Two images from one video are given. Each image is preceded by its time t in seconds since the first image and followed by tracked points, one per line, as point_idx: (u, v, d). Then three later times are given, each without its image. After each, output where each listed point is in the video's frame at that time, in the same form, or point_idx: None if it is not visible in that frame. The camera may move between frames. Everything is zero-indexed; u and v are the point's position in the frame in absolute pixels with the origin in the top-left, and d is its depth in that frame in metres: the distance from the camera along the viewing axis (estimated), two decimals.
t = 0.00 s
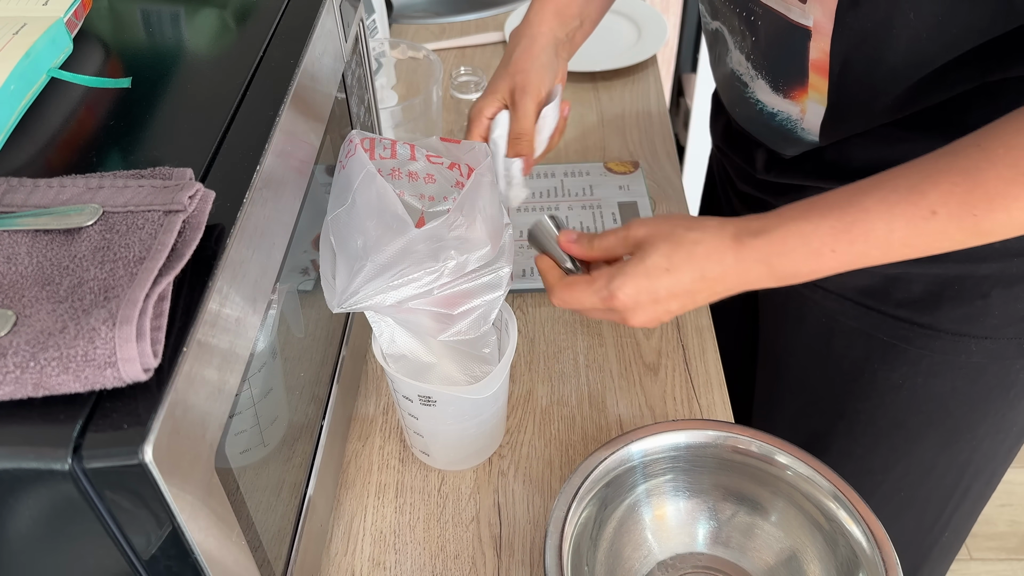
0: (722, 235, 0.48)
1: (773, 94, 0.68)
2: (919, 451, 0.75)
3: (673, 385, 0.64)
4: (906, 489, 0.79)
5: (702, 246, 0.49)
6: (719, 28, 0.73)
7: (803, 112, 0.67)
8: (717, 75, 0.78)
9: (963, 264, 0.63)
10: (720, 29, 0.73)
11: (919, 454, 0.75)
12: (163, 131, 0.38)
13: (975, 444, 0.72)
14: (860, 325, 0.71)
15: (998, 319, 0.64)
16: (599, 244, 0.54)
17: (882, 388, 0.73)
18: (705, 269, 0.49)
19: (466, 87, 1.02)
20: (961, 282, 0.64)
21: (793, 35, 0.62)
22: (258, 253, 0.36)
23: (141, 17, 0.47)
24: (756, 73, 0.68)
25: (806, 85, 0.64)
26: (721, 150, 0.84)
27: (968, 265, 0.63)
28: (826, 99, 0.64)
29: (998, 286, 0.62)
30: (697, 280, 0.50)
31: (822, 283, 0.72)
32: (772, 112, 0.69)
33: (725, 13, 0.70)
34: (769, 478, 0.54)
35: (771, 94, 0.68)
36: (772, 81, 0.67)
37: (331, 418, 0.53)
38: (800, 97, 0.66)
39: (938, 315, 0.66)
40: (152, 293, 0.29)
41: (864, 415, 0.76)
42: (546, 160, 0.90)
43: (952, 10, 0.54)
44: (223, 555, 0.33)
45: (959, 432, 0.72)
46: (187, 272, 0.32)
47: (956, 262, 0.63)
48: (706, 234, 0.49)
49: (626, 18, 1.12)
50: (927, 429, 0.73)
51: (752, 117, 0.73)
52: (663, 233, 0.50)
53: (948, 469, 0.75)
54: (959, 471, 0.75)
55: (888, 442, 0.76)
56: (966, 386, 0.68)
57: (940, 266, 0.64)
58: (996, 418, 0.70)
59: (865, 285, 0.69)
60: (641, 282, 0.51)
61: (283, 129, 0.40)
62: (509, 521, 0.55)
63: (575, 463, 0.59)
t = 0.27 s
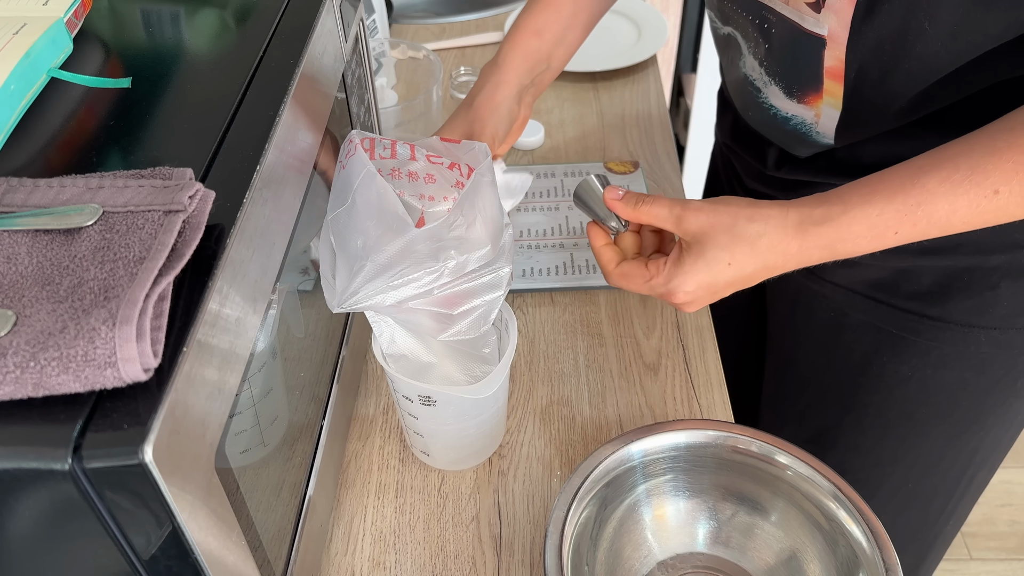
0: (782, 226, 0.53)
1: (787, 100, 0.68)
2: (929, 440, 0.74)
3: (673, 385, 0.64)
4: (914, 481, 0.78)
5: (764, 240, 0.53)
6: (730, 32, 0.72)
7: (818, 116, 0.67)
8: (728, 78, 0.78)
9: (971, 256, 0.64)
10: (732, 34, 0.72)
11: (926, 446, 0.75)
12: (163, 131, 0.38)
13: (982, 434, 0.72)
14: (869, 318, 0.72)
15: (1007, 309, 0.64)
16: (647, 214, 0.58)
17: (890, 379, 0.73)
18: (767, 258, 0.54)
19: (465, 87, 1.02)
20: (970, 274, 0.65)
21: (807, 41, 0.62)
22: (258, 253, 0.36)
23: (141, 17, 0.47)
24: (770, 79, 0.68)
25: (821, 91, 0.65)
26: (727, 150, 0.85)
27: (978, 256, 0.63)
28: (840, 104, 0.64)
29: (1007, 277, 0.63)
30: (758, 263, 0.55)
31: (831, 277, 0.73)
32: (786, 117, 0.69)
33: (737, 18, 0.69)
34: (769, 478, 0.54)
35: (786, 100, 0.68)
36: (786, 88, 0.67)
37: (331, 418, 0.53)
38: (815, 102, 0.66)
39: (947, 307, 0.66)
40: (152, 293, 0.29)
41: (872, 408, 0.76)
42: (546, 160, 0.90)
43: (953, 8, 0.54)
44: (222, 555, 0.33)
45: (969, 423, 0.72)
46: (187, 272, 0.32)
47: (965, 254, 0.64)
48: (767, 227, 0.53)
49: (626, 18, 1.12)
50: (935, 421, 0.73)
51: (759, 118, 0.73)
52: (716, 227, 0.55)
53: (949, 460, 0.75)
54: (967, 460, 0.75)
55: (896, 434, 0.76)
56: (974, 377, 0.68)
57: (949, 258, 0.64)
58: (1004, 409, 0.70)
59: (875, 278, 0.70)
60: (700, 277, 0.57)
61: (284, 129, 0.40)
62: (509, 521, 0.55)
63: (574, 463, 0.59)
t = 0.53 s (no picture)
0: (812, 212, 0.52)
1: (795, 100, 0.68)
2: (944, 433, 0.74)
3: (673, 385, 0.64)
4: (926, 477, 0.78)
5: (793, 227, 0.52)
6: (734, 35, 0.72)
7: (826, 117, 0.67)
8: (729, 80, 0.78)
9: (982, 254, 0.63)
10: (734, 37, 0.73)
11: (936, 443, 0.75)
12: (163, 131, 0.38)
13: (992, 429, 0.72)
14: (879, 319, 0.72)
15: (1018, 307, 0.63)
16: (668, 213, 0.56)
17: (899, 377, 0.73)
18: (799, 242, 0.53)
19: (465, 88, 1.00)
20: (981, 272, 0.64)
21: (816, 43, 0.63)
22: (258, 253, 0.36)
23: (141, 17, 0.47)
24: (777, 80, 0.69)
25: (828, 92, 0.65)
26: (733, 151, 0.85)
27: (988, 255, 0.63)
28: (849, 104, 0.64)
29: (1019, 275, 0.62)
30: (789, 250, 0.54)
31: (839, 278, 0.73)
32: (794, 118, 0.69)
33: (742, 19, 0.70)
34: (769, 478, 0.54)
35: (794, 101, 0.68)
36: (794, 88, 0.67)
37: (331, 418, 0.53)
38: (822, 103, 0.66)
39: (958, 305, 0.66)
40: (152, 293, 0.29)
41: (882, 406, 0.76)
42: (546, 160, 0.90)
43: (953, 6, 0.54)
44: (222, 555, 0.33)
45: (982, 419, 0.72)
46: (187, 272, 0.32)
47: (974, 252, 0.63)
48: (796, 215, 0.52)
49: (626, 18, 1.12)
50: (945, 418, 0.73)
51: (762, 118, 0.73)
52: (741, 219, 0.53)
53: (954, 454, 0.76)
54: (976, 454, 0.75)
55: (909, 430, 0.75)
56: (986, 372, 0.68)
57: (958, 257, 0.64)
58: (1011, 406, 0.70)
59: (886, 278, 0.70)
60: (726, 272, 0.56)
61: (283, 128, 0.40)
62: (509, 521, 0.55)
63: (574, 463, 0.59)
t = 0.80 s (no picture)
0: (801, 128, 0.49)
1: (786, 94, 0.68)
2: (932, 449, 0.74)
3: (673, 385, 0.64)
4: (914, 488, 0.78)
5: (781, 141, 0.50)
6: (731, 28, 0.73)
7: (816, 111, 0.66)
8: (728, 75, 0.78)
9: (974, 264, 0.63)
10: (733, 29, 0.74)
11: (929, 455, 0.75)
12: (163, 131, 0.38)
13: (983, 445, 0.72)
14: (869, 325, 0.71)
15: (1009, 319, 0.63)
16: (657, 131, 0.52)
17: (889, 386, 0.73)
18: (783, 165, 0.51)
19: (468, 87, 0.97)
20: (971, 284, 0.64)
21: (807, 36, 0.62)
22: (259, 253, 0.36)
23: (141, 17, 0.47)
24: (769, 73, 0.69)
25: (820, 84, 0.64)
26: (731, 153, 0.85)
27: (978, 265, 0.63)
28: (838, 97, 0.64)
29: (1011, 287, 0.62)
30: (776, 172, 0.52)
31: (831, 282, 0.73)
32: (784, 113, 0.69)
33: (738, 13, 0.71)
34: (769, 478, 0.54)
35: (785, 94, 0.68)
36: (785, 82, 0.67)
37: (331, 419, 0.53)
38: (813, 96, 0.66)
39: (949, 315, 0.65)
40: (152, 293, 0.29)
41: (873, 415, 0.76)
42: (546, 160, 0.90)
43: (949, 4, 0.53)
44: (222, 554, 0.33)
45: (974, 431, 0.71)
46: (187, 273, 0.32)
47: (967, 262, 0.63)
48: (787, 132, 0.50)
49: (626, 18, 1.12)
50: (937, 430, 0.72)
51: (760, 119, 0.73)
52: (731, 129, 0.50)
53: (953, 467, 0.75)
54: (970, 469, 0.74)
55: (897, 443, 0.75)
56: (974, 387, 0.68)
57: (950, 266, 0.64)
58: (1004, 419, 0.69)
59: (876, 285, 0.69)
60: (714, 188, 0.53)
61: (283, 128, 0.40)
62: (509, 521, 0.55)
63: (574, 463, 0.59)
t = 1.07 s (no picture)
0: (778, 227, 0.47)
1: (798, 113, 0.68)
2: (939, 471, 0.75)
3: (673, 385, 0.64)
4: (910, 501, 0.79)
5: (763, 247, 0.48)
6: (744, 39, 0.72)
7: (828, 134, 0.67)
8: (739, 87, 0.78)
9: (990, 293, 0.62)
10: (745, 41, 0.73)
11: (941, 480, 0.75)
12: (163, 131, 0.38)
13: (998, 469, 0.72)
14: (881, 350, 0.71)
15: None
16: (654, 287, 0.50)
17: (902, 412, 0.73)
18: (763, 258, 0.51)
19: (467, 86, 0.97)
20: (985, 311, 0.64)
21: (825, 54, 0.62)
22: (259, 254, 0.36)
23: (141, 17, 0.47)
24: (782, 91, 0.69)
25: (834, 105, 0.65)
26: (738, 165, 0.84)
27: (996, 294, 0.62)
28: (854, 120, 0.64)
29: None
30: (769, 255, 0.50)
31: (841, 307, 0.72)
32: (795, 132, 0.70)
33: (751, 25, 0.70)
34: (769, 478, 0.54)
35: (797, 112, 0.68)
36: (799, 101, 0.67)
37: (331, 419, 0.53)
38: (827, 117, 0.66)
39: (964, 344, 0.65)
40: (152, 293, 0.29)
41: (884, 441, 0.76)
42: (546, 160, 0.90)
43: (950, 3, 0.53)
44: (223, 554, 0.33)
45: (987, 455, 0.71)
46: (187, 273, 0.32)
47: (985, 291, 0.62)
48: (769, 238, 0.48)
49: (626, 18, 1.12)
50: (948, 455, 0.73)
51: (768, 132, 0.74)
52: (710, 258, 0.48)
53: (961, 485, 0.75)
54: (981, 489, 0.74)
55: (908, 464, 0.76)
56: (997, 415, 0.68)
57: (967, 295, 0.63)
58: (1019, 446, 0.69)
59: (888, 312, 0.69)
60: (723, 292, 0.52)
61: (283, 128, 0.40)
62: (509, 521, 0.55)
63: (574, 463, 0.59)
